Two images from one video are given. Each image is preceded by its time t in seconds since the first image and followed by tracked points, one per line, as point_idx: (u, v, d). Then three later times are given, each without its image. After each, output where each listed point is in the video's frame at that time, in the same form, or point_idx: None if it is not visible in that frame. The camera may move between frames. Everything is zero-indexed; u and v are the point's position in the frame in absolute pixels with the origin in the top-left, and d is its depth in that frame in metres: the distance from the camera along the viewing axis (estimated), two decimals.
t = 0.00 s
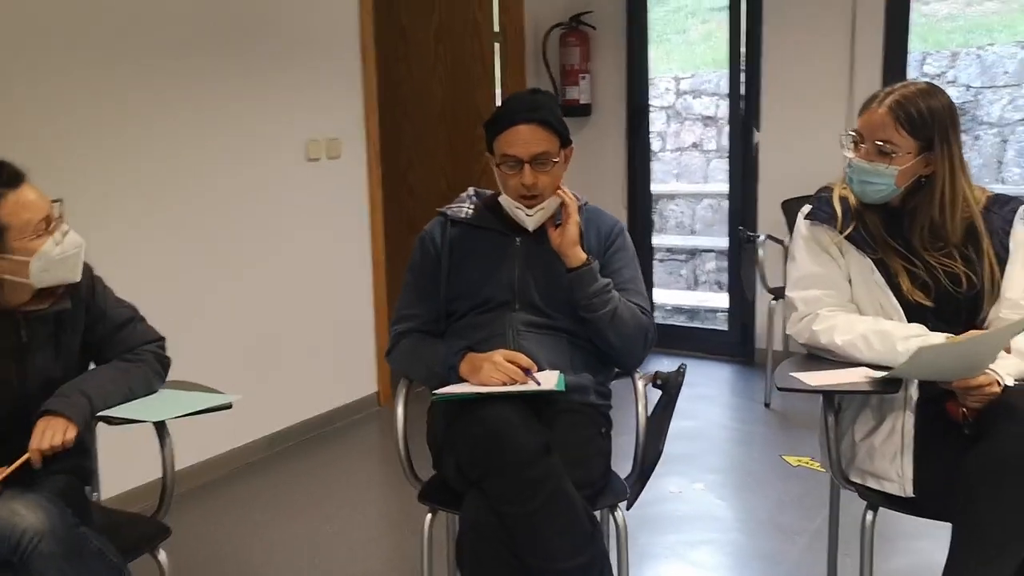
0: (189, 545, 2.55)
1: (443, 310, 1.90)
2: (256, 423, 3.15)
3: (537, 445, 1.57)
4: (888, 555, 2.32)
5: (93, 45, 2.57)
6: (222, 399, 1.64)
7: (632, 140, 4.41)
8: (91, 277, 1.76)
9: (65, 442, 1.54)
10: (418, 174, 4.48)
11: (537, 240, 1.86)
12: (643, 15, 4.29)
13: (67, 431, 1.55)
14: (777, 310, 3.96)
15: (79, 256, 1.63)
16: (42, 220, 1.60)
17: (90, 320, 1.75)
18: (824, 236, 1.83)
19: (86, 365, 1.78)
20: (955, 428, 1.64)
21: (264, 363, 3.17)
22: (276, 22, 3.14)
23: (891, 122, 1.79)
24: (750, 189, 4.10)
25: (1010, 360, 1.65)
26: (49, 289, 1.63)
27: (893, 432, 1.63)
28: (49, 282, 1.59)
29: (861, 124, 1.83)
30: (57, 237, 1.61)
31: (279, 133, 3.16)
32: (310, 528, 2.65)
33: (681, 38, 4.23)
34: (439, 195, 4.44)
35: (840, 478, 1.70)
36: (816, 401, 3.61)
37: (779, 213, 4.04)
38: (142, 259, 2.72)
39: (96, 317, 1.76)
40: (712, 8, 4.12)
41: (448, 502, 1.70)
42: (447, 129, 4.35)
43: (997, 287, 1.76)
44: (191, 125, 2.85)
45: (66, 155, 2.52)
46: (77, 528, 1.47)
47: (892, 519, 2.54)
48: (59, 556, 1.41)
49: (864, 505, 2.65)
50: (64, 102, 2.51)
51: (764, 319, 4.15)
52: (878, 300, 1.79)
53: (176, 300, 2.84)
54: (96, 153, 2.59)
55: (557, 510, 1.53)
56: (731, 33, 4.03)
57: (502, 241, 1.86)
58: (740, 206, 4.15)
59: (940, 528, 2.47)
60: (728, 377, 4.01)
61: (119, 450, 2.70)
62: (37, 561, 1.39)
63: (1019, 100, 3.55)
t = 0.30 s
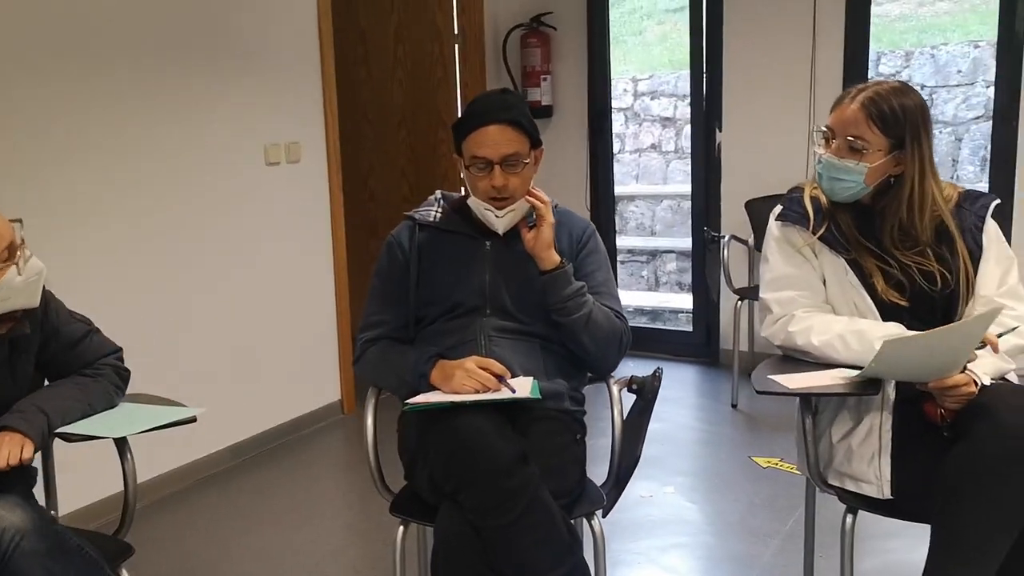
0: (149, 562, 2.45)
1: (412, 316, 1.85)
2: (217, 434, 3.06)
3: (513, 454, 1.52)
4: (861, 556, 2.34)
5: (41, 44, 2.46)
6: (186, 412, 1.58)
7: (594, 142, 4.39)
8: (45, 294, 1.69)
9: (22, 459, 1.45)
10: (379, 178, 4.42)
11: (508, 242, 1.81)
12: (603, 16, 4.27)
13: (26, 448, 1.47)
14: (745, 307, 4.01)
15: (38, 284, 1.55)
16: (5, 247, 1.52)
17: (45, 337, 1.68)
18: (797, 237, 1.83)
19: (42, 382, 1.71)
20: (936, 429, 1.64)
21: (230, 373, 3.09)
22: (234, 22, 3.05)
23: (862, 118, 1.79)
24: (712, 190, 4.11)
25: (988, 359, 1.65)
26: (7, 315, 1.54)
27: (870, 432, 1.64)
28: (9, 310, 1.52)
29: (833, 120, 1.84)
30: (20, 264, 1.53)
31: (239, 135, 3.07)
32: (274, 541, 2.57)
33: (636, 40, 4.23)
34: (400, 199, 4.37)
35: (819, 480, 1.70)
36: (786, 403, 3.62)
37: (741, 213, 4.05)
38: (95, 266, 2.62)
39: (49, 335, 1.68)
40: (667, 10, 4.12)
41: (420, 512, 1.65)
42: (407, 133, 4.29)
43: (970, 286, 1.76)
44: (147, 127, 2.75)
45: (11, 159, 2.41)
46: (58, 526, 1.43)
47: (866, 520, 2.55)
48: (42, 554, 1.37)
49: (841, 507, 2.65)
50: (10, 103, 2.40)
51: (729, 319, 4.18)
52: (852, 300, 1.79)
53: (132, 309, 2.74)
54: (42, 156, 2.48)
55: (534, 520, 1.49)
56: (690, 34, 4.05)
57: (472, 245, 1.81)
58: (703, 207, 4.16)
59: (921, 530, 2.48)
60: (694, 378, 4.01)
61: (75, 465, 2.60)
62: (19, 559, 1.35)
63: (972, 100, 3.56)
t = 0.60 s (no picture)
0: (133, 566, 2.41)
1: (400, 316, 1.82)
2: (201, 435, 3.01)
3: (505, 457, 1.49)
4: (851, 556, 2.33)
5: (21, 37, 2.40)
6: (172, 414, 1.54)
7: (579, 139, 4.37)
8: (26, 284, 1.66)
9: (9, 472, 1.43)
10: (363, 175, 4.38)
11: (497, 241, 1.79)
12: (588, 13, 4.25)
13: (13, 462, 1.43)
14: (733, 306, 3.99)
15: (19, 267, 1.55)
16: None
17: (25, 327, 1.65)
18: (790, 237, 1.82)
19: (23, 379, 1.68)
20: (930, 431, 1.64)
21: (215, 373, 3.04)
22: (219, 16, 3.00)
23: (856, 118, 1.78)
24: (699, 189, 4.10)
25: (981, 359, 1.65)
26: None
27: (864, 434, 1.63)
28: None
29: (827, 120, 1.82)
30: None
31: (223, 132, 3.02)
32: (262, 542, 2.54)
33: (621, 37, 4.22)
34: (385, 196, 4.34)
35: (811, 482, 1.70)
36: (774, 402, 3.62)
37: (728, 212, 4.04)
38: (77, 265, 2.56)
39: (31, 327, 1.65)
40: (652, 7, 4.10)
41: (408, 515, 1.62)
42: (393, 129, 4.25)
43: (964, 287, 1.76)
44: (129, 123, 2.69)
45: None
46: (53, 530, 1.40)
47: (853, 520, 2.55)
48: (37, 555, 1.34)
49: (830, 507, 2.65)
50: None
51: (716, 318, 4.18)
52: (845, 300, 1.79)
53: (115, 308, 2.68)
54: (22, 152, 2.42)
55: (527, 524, 1.47)
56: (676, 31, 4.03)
57: (461, 244, 1.79)
58: (689, 205, 4.15)
59: (915, 532, 2.48)
60: (681, 377, 4.01)
61: (58, 467, 2.54)
62: (14, 560, 1.32)
63: (956, 98, 3.57)
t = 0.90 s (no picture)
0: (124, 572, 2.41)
1: (390, 323, 1.81)
2: (194, 440, 3.01)
3: (493, 465, 1.49)
4: (846, 563, 2.33)
5: (13, 42, 2.40)
6: (161, 422, 1.53)
7: (576, 144, 4.37)
8: (20, 284, 1.67)
9: None
10: (359, 179, 4.37)
11: (487, 247, 1.78)
12: (584, 18, 4.25)
13: None
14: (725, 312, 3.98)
15: (13, 267, 1.58)
16: None
17: (17, 327, 1.66)
18: (781, 244, 1.82)
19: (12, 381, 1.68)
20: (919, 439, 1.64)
21: (208, 377, 3.04)
22: (213, 21, 3.01)
23: (842, 126, 1.78)
24: (694, 193, 4.10)
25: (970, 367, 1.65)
26: None
27: (854, 442, 1.63)
28: None
29: (814, 128, 1.82)
30: None
31: (217, 137, 3.03)
32: (253, 548, 2.54)
33: (618, 41, 4.21)
34: (380, 199, 4.33)
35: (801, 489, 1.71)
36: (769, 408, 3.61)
37: (724, 217, 4.04)
38: (69, 270, 2.57)
39: (22, 328, 1.66)
40: (648, 12, 4.10)
41: (398, 524, 1.61)
42: (389, 134, 4.25)
43: (953, 295, 1.76)
44: (122, 128, 2.70)
45: None
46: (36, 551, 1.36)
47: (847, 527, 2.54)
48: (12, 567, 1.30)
49: (822, 514, 2.64)
50: None
51: (712, 323, 4.18)
52: (836, 307, 1.79)
53: (108, 313, 2.69)
54: (14, 158, 2.42)
55: (516, 533, 1.46)
56: (672, 36, 4.03)
57: (452, 250, 1.78)
58: (686, 210, 4.14)
59: (907, 538, 2.47)
60: (677, 382, 4.00)
61: (49, 472, 2.54)
62: None
63: (952, 104, 3.57)
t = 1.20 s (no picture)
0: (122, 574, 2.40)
1: (386, 324, 1.81)
2: (193, 442, 3.01)
3: (489, 467, 1.48)
4: (845, 565, 2.32)
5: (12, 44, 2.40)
6: (155, 425, 1.53)
7: (575, 147, 4.37)
8: (10, 287, 1.67)
9: None
10: (357, 182, 4.37)
11: (482, 249, 1.78)
12: (583, 20, 4.25)
13: None
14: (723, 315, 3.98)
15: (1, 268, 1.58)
16: None
17: (7, 329, 1.66)
18: (777, 246, 1.82)
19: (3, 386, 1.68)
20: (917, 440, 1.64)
21: (207, 380, 3.04)
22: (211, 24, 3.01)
23: (835, 129, 1.78)
24: (694, 195, 4.10)
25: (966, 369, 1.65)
26: None
27: (851, 444, 1.62)
28: None
29: (807, 130, 1.82)
30: None
31: (215, 140, 3.03)
32: (251, 551, 2.53)
33: (618, 44, 4.21)
34: (379, 202, 4.33)
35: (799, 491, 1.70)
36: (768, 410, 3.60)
37: (723, 219, 4.04)
38: (67, 273, 2.57)
39: (12, 331, 1.66)
40: (648, 14, 4.10)
41: (394, 526, 1.61)
42: (388, 137, 4.26)
43: (949, 297, 1.75)
44: (120, 130, 2.70)
45: None
46: (28, 558, 1.34)
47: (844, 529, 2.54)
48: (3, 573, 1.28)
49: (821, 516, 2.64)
50: None
51: (710, 325, 4.17)
52: (832, 308, 1.79)
53: (106, 315, 2.68)
54: (12, 160, 2.42)
55: (512, 535, 1.46)
56: (672, 38, 4.03)
57: (448, 252, 1.78)
58: (685, 213, 4.14)
59: (905, 540, 2.47)
60: (676, 385, 4.00)
61: (47, 476, 2.54)
62: None
63: (951, 106, 3.57)
